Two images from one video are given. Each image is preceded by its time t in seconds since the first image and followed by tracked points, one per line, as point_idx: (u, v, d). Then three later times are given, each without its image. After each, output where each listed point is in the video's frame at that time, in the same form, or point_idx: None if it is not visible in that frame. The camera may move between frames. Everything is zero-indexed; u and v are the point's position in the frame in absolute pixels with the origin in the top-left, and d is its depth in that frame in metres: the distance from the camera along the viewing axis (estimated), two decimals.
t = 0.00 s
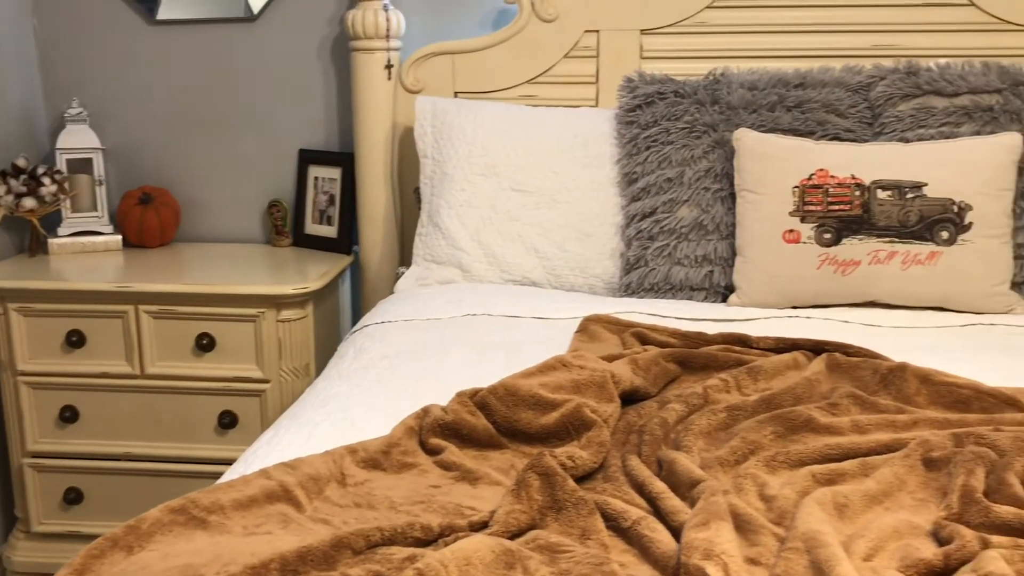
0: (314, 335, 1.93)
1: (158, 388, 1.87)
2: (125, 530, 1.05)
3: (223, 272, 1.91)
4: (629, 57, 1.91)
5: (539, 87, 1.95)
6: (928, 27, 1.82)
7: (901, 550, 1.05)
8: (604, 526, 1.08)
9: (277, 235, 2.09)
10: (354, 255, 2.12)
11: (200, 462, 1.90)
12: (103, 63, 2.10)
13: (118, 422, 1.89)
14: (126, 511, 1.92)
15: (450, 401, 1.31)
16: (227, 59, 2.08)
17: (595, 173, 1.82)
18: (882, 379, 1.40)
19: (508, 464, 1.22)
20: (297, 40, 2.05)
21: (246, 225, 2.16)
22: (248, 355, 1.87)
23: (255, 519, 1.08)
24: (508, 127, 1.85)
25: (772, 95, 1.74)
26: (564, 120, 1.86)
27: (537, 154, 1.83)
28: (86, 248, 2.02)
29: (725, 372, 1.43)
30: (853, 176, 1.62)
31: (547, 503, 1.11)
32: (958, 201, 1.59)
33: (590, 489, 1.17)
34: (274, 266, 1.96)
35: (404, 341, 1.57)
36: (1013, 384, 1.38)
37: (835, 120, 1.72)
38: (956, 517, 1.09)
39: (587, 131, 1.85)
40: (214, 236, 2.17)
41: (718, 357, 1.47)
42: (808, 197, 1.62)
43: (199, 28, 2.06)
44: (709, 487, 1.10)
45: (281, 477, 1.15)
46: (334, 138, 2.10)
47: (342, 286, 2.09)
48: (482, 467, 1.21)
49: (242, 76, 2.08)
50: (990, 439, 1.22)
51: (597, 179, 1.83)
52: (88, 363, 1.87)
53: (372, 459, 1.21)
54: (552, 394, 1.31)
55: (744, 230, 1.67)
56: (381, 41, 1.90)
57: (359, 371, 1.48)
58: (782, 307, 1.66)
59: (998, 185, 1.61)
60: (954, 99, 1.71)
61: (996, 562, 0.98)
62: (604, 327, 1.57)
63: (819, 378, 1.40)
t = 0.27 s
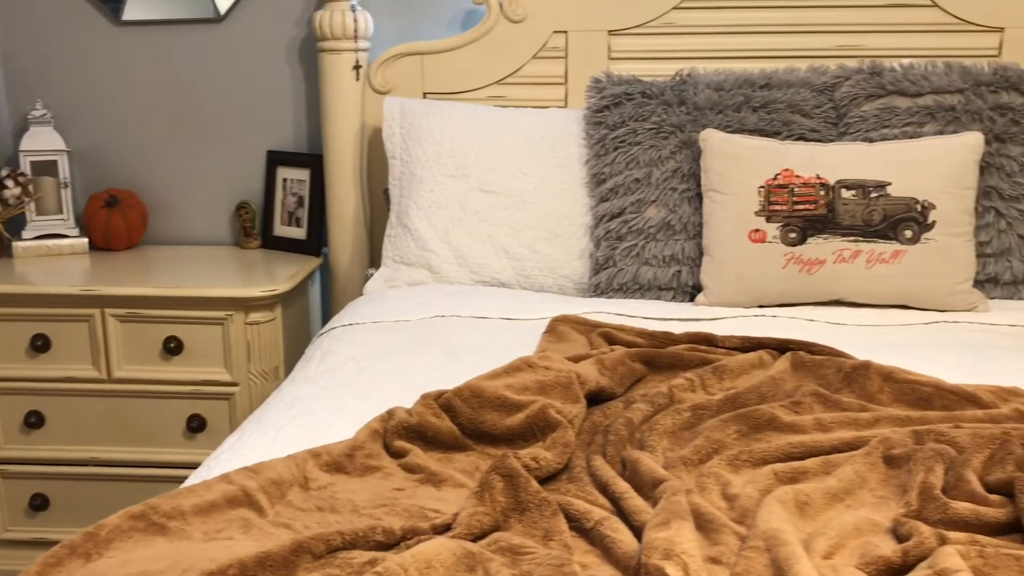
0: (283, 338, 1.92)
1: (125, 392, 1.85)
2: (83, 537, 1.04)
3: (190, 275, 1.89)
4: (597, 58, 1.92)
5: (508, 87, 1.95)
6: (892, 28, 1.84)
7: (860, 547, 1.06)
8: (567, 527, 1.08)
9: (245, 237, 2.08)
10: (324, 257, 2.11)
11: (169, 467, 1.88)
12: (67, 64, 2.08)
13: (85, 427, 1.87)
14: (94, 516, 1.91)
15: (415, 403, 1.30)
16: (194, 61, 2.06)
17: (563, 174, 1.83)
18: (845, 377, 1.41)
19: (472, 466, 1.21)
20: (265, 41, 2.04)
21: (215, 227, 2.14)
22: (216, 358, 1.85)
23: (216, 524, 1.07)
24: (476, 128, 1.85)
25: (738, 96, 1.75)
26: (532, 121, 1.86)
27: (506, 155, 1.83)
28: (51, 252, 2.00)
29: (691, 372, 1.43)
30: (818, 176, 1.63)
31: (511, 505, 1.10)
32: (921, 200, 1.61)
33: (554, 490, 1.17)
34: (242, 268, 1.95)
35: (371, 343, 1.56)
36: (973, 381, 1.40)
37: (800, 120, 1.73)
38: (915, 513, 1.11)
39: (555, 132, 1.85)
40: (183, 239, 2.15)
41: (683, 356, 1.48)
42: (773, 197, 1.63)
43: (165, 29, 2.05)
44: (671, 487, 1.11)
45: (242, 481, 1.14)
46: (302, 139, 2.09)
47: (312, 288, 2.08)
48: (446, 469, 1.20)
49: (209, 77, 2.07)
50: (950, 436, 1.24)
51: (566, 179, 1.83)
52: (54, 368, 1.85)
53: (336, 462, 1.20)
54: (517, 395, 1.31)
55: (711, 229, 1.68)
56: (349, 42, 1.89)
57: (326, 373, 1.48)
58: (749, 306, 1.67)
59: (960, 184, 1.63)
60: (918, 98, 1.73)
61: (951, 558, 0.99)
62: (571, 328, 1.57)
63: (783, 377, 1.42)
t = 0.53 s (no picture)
0: (251, 339, 1.91)
1: (90, 394, 1.83)
2: (38, 543, 1.02)
3: (157, 276, 1.88)
4: (566, 57, 1.92)
5: (477, 86, 1.95)
6: (857, 26, 1.85)
7: (820, 543, 1.07)
8: (529, 526, 1.08)
9: (213, 237, 2.07)
10: (293, 257, 2.10)
11: (136, 469, 1.87)
12: (30, 63, 2.05)
13: (50, 430, 1.85)
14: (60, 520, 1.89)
15: (379, 404, 1.29)
16: (159, 59, 2.04)
17: (532, 172, 1.83)
18: (809, 374, 1.42)
19: (436, 466, 1.21)
20: (231, 40, 2.03)
21: (183, 227, 2.13)
22: (184, 359, 1.84)
23: (175, 528, 1.06)
24: (444, 127, 1.84)
25: (705, 94, 1.76)
26: (501, 120, 1.86)
27: (474, 154, 1.83)
28: (15, 253, 1.98)
29: (656, 369, 1.44)
30: (784, 174, 1.65)
31: (473, 505, 1.10)
32: (886, 198, 1.62)
33: (517, 490, 1.16)
34: (210, 268, 1.93)
35: (338, 344, 1.55)
36: (935, 377, 1.41)
37: (766, 118, 1.74)
38: (875, 509, 1.11)
39: (523, 131, 1.85)
40: (150, 239, 2.13)
41: (650, 354, 1.48)
42: (740, 195, 1.65)
43: (130, 28, 2.03)
44: (633, 485, 1.11)
45: (203, 484, 1.13)
46: (270, 138, 2.07)
47: (281, 288, 2.07)
48: (410, 470, 1.19)
49: (175, 76, 2.05)
50: (911, 432, 1.24)
51: (534, 178, 1.83)
52: (18, 370, 1.83)
53: (298, 464, 1.19)
54: (481, 395, 1.30)
55: (678, 228, 1.69)
56: (315, 40, 1.88)
57: (291, 374, 1.47)
58: (716, 304, 1.68)
59: (924, 181, 1.64)
60: (882, 97, 1.75)
61: (908, 553, 1.00)
62: (539, 327, 1.57)
63: (748, 374, 1.42)
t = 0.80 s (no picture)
0: (221, 340, 1.89)
1: (57, 397, 1.81)
2: None
3: (125, 277, 1.86)
4: (535, 55, 1.92)
5: (447, 85, 1.95)
6: (824, 25, 1.87)
7: (784, 539, 1.08)
8: (494, 526, 1.08)
9: (181, 238, 2.05)
10: (263, 257, 2.09)
11: (105, 472, 1.85)
12: None
13: (17, 434, 1.83)
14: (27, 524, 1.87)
15: (345, 405, 1.28)
16: (125, 58, 2.02)
17: (501, 171, 1.82)
18: (775, 370, 1.43)
19: (402, 467, 1.20)
20: (198, 38, 2.01)
21: (151, 228, 2.11)
22: (152, 361, 1.82)
23: (136, 532, 1.05)
24: (414, 125, 1.84)
25: (673, 93, 1.77)
26: (470, 118, 1.86)
27: (444, 153, 1.82)
28: None
29: (624, 367, 1.44)
30: (751, 172, 1.66)
31: (438, 505, 1.09)
32: (852, 195, 1.64)
33: (483, 490, 1.16)
34: (179, 269, 1.92)
35: (306, 344, 1.55)
36: (899, 373, 1.43)
37: (734, 116, 1.75)
38: (838, 505, 1.12)
39: (492, 129, 1.85)
40: (117, 240, 2.11)
41: (618, 352, 1.48)
42: (708, 192, 1.66)
43: (95, 26, 2.00)
44: (598, 483, 1.11)
45: (165, 487, 1.11)
46: (239, 138, 2.06)
47: (250, 288, 2.06)
48: (375, 471, 1.19)
49: (141, 75, 2.03)
50: (874, 427, 1.25)
51: (503, 176, 1.82)
52: None
53: (263, 466, 1.18)
54: (448, 395, 1.30)
55: (647, 226, 1.70)
56: (284, 39, 1.87)
57: (258, 376, 1.46)
58: (685, 302, 1.70)
59: (890, 179, 1.66)
60: (849, 95, 1.76)
61: (869, 549, 1.01)
62: (508, 326, 1.57)
63: (715, 371, 1.43)
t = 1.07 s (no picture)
0: (190, 341, 1.88)
1: (24, 401, 1.79)
2: None
3: (92, 278, 1.84)
4: (507, 54, 1.92)
5: (417, 84, 1.94)
6: (792, 25, 1.88)
7: (750, 538, 1.08)
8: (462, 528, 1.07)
9: (150, 239, 2.03)
10: (233, 258, 2.07)
11: (73, 477, 1.83)
12: None
13: None
14: None
15: (312, 407, 1.28)
16: (91, 57, 2.00)
17: (472, 171, 1.82)
18: (744, 369, 1.44)
19: (369, 469, 1.19)
20: (165, 37, 1.99)
21: (119, 229, 2.08)
22: (120, 363, 1.80)
23: (97, 538, 1.03)
24: (384, 125, 1.83)
25: (643, 93, 1.78)
26: (441, 118, 1.85)
27: (414, 152, 1.82)
28: None
29: (594, 367, 1.45)
30: (720, 171, 1.67)
31: (405, 507, 1.08)
32: (820, 194, 1.66)
33: (451, 491, 1.15)
34: (148, 270, 1.90)
35: (274, 346, 1.54)
36: (866, 370, 1.44)
37: (704, 116, 1.77)
38: (804, 503, 1.12)
39: (463, 129, 1.84)
40: (85, 241, 2.09)
41: (588, 352, 1.49)
42: (677, 192, 1.67)
43: (60, 25, 1.98)
44: (566, 483, 1.11)
45: (129, 492, 1.10)
46: (208, 138, 2.04)
47: (220, 290, 2.04)
48: (343, 474, 1.17)
49: (108, 74, 2.00)
50: (841, 425, 1.26)
51: (474, 176, 1.82)
52: None
53: (228, 470, 1.17)
54: (416, 396, 1.28)
55: (617, 225, 1.71)
56: (253, 38, 1.86)
57: (225, 378, 1.44)
58: (656, 300, 1.71)
59: (857, 177, 1.68)
60: (817, 94, 1.77)
61: (834, 547, 1.01)
62: (479, 326, 1.56)
63: (684, 369, 1.44)
